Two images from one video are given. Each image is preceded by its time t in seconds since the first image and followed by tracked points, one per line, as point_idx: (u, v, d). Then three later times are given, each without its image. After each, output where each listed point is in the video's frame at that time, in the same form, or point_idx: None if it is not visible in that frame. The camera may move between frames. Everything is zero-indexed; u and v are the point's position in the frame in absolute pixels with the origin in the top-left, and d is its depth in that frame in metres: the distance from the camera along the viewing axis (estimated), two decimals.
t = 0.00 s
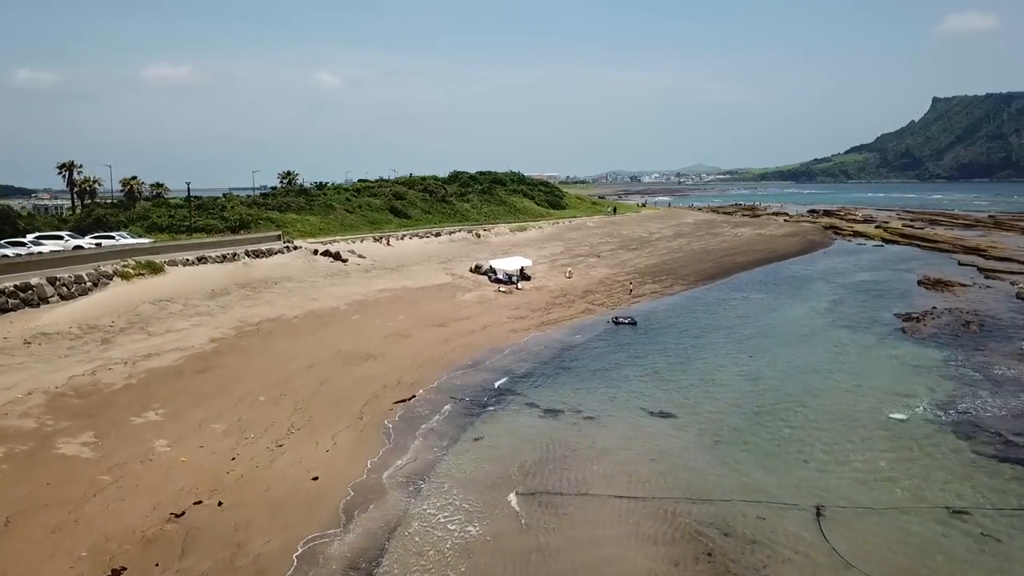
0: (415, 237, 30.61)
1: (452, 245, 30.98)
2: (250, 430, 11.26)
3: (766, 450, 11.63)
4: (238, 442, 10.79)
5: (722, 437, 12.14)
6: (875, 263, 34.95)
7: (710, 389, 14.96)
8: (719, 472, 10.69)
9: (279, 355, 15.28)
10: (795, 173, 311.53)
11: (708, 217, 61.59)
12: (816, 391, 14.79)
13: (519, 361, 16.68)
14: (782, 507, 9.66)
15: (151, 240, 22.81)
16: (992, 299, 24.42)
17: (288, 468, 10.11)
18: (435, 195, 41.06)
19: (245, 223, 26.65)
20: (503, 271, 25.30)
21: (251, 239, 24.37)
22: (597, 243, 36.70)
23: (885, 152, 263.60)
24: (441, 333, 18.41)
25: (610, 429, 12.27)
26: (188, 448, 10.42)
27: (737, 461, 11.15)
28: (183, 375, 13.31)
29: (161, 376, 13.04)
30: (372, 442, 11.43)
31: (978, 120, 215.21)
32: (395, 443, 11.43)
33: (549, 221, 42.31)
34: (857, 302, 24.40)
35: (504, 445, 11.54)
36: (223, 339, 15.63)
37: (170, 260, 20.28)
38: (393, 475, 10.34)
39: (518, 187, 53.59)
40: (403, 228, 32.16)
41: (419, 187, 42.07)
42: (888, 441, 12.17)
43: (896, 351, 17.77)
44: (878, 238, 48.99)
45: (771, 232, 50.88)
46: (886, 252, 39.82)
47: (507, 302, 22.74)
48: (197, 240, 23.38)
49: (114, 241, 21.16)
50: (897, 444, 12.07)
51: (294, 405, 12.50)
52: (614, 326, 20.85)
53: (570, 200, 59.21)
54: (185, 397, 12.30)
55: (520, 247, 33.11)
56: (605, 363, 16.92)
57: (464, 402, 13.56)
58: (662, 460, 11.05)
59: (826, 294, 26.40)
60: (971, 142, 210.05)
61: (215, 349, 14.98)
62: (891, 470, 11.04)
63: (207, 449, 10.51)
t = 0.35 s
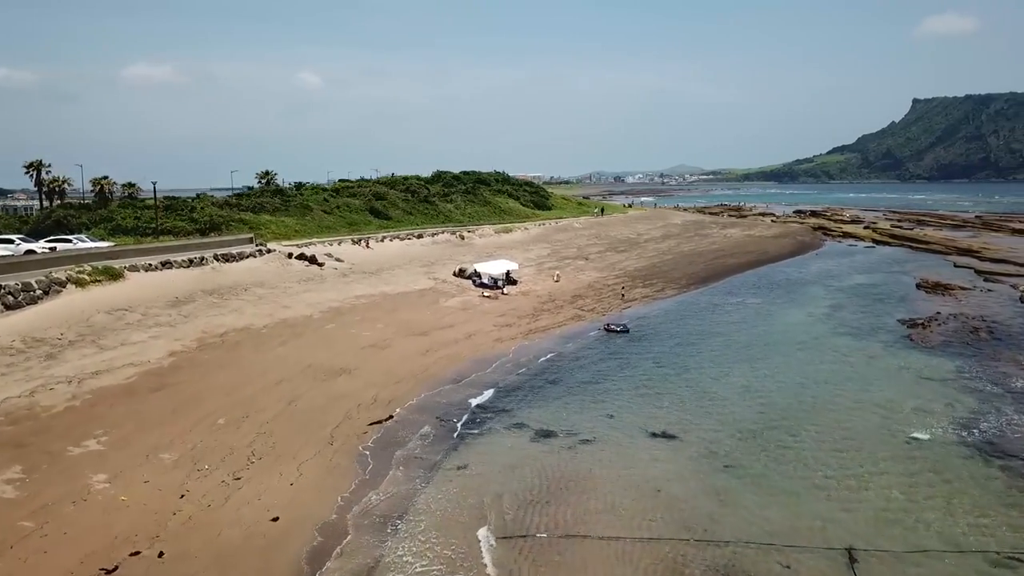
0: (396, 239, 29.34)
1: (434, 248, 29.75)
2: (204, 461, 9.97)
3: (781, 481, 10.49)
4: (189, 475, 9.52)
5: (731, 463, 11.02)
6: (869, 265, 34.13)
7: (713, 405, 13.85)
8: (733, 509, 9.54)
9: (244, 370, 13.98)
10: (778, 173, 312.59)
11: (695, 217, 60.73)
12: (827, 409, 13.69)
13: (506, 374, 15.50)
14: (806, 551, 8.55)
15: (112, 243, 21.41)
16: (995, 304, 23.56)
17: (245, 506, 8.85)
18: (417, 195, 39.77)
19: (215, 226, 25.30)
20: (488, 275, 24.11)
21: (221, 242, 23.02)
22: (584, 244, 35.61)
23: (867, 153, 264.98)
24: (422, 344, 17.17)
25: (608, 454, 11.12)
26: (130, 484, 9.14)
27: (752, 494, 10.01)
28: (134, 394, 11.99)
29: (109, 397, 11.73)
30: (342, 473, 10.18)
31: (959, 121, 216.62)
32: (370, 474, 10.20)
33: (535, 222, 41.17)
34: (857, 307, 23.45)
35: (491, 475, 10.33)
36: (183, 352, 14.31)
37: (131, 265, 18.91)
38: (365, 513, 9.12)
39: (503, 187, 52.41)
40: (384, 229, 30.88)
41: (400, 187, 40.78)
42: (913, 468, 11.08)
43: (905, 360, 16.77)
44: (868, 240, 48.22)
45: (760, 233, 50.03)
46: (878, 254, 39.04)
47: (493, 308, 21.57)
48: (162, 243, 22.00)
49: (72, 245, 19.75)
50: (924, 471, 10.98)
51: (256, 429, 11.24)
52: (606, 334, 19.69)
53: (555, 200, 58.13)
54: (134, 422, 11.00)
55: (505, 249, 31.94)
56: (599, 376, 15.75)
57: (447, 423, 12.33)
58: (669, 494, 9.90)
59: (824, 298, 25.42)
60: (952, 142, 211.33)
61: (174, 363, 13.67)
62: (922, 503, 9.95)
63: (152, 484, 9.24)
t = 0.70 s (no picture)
0: (386, 241, 28.11)
1: (426, 250, 28.54)
2: (160, 498, 8.76)
3: (812, 519, 9.34)
4: (141, 517, 8.30)
5: (755, 496, 9.86)
6: (875, 268, 33.10)
7: (729, 426, 12.70)
8: (762, 554, 8.41)
9: (216, 387, 12.75)
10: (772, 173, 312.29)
11: (692, 218, 59.63)
12: (853, 431, 12.56)
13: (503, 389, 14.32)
14: None
15: (82, 247, 20.13)
16: (1013, 309, 22.51)
17: (202, 556, 7.64)
18: (409, 196, 38.50)
19: (195, 228, 24.03)
20: (482, 279, 22.92)
21: (200, 244, 21.76)
22: (582, 246, 34.47)
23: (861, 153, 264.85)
24: (412, 355, 15.96)
25: (617, 487, 9.94)
26: (70, 528, 7.92)
27: (781, 536, 8.85)
28: (88, 416, 10.77)
29: (61, 420, 10.50)
30: (318, 510, 8.98)
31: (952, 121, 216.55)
32: (351, 511, 9.02)
33: (530, 223, 40.00)
34: (870, 313, 22.36)
35: (488, 513, 9.16)
36: (149, 367, 13.09)
37: (100, 270, 17.65)
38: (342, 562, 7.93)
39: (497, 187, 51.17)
40: (373, 231, 29.66)
41: (391, 187, 39.51)
42: (957, 500, 9.96)
43: (930, 373, 15.67)
44: (870, 241, 47.20)
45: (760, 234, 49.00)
46: (883, 256, 38.05)
47: (488, 314, 20.39)
48: (136, 245, 20.72)
49: (38, 249, 18.48)
50: (970, 504, 9.87)
51: (223, 458, 10.03)
52: (609, 342, 18.51)
53: (550, 201, 56.96)
54: (84, 449, 9.78)
55: (500, 251, 30.77)
56: (603, 391, 14.58)
57: (439, 447, 11.15)
58: (689, 535, 8.75)
59: (834, 303, 24.29)
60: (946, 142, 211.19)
61: (138, 380, 12.44)
62: (974, 545, 8.81)
63: (96, 528, 8.02)
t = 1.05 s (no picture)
0: (382, 243, 26.92)
1: (424, 252, 27.36)
2: (111, 546, 7.57)
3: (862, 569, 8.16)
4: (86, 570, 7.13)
5: (794, 541, 8.68)
6: (890, 270, 31.92)
7: (755, 453, 11.52)
8: None
9: (189, 407, 11.57)
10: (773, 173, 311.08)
11: (697, 218, 58.48)
12: (894, 461, 11.36)
13: (506, 406, 13.15)
14: None
15: (58, 251, 18.92)
16: None
17: None
18: (407, 196, 37.31)
19: (181, 230, 22.84)
20: (483, 283, 21.73)
21: (184, 247, 20.55)
22: (586, 248, 33.29)
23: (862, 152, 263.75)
24: (407, 368, 14.76)
25: (637, 528, 8.76)
26: None
27: None
28: (40, 444, 9.59)
29: (9, 449, 9.32)
30: (295, 557, 7.80)
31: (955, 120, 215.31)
32: (333, 559, 7.83)
33: (532, 224, 38.83)
34: (892, 320, 21.18)
35: (490, 562, 8.00)
36: (117, 385, 11.91)
37: (73, 276, 16.47)
38: None
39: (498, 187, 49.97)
40: (369, 232, 28.45)
41: (389, 187, 38.35)
42: None
43: (968, 389, 14.49)
44: (880, 242, 46.00)
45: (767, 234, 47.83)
46: (895, 258, 36.89)
47: (490, 321, 19.22)
48: (116, 249, 19.52)
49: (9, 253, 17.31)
50: None
51: (191, 494, 8.85)
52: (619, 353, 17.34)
53: (553, 201, 55.82)
54: (30, 485, 8.60)
55: (501, 253, 29.59)
56: (616, 410, 13.39)
57: (435, 478, 9.96)
58: None
59: (853, 309, 23.10)
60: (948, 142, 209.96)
61: (102, 400, 11.26)
62: None
63: None
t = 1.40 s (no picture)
0: (374, 244, 25.69)
1: (419, 255, 26.15)
2: None
3: None
4: None
5: None
6: (903, 273, 30.73)
7: (784, 483, 10.33)
8: None
9: (152, 430, 10.35)
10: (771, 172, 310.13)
11: (699, 218, 57.30)
12: (939, 495, 10.16)
13: (507, 427, 11.96)
14: None
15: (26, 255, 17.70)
16: None
17: None
18: (402, 195, 36.09)
19: (161, 232, 21.61)
20: (481, 288, 20.51)
21: (162, 249, 19.31)
22: (587, 250, 32.10)
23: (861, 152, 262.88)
24: (398, 383, 13.53)
25: None
26: None
27: None
28: None
29: None
30: None
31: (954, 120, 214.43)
32: None
33: (531, 225, 37.64)
34: (914, 327, 20.00)
35: None
36: (72, 407, 10.70)
37: (38, 283, 15.25)
38: None
39: (496, 186, 48.76)
40: (361, 234, 27.22)
41: (383, 186, 37.11)
42: None
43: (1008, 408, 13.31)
44: (888, 243, 44.82)
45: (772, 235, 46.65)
46: (906, 259, 35.72)
47: (488, 329, 18.01)
48: (88, 252, 18.29)
49: None
50: None
51: (140, 541, 7.62)
52: (626, 364, 16.14)
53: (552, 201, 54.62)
54: None
55: (499, 255, 28.37)
56: (629, 434, 12.17)
57: (428, 517, 8.76)
58: None
59: (870, 315, 21.92)
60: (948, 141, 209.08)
61: (53, 424, 10.05)
62: None
63: None
